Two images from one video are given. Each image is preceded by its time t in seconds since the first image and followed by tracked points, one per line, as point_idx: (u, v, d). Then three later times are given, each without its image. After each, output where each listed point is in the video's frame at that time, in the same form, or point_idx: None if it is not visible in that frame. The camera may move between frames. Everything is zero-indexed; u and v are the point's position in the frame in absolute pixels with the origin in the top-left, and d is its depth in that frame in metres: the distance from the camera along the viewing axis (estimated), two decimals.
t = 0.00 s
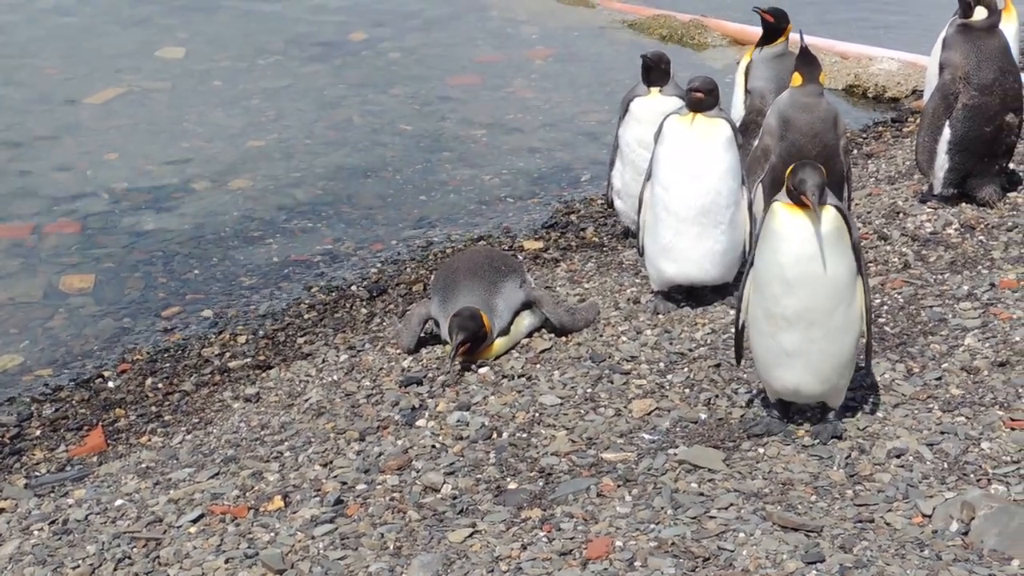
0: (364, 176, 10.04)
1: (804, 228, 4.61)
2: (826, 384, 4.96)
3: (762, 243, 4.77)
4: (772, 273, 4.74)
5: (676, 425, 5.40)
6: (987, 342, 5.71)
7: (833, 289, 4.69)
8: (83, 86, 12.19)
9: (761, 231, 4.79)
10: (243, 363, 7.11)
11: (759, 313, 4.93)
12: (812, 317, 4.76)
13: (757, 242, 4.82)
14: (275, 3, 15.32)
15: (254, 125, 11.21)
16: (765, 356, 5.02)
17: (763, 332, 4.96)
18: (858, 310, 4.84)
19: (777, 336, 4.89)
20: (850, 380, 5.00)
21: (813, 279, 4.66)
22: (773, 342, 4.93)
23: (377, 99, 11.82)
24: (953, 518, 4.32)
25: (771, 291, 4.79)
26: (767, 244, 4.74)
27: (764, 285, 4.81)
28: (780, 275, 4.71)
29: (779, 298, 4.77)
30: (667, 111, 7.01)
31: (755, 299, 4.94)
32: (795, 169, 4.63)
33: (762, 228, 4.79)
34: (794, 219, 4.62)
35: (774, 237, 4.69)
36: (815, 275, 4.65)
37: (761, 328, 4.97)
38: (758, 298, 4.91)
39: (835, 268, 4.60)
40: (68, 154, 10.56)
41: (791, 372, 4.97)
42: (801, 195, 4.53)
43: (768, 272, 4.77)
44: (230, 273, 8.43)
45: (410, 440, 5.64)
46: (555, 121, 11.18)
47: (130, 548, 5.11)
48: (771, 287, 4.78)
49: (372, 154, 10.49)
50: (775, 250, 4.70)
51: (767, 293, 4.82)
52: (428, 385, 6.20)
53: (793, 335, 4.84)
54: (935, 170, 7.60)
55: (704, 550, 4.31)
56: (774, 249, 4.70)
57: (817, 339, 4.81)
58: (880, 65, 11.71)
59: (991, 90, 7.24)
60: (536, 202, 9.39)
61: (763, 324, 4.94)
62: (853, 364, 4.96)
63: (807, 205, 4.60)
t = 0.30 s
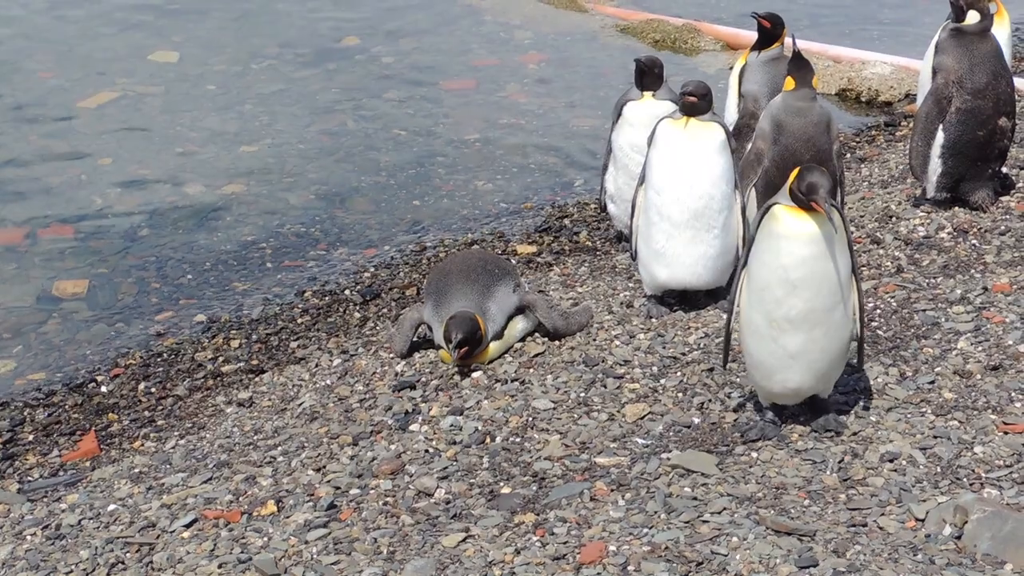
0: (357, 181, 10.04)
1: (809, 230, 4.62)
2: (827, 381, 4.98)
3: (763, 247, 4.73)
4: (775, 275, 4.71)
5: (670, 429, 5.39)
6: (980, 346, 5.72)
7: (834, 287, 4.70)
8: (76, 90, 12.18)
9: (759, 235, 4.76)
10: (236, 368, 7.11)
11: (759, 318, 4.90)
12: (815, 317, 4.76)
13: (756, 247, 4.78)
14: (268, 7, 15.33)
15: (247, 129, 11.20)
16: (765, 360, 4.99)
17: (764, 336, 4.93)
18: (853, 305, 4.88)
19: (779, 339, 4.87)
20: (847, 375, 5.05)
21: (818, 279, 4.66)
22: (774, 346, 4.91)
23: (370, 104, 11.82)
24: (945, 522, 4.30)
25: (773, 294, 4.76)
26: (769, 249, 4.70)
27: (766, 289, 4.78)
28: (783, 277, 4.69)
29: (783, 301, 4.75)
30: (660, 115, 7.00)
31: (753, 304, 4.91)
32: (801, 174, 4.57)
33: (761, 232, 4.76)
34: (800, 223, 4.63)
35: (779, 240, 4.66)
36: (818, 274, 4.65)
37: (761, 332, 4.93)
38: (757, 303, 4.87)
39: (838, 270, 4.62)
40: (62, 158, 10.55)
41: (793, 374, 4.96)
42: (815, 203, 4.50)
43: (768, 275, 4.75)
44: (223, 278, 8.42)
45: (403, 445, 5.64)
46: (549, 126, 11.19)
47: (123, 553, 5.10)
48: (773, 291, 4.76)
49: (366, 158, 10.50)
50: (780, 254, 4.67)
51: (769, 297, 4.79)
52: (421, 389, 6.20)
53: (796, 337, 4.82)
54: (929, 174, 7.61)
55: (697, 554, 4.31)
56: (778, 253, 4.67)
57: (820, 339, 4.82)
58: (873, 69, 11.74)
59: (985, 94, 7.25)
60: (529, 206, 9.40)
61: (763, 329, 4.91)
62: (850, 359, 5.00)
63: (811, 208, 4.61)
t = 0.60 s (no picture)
0: (351, 186, 10.04)
1: (825, 232, 4.62)
2: (837, 378, 5.04)
3: (777, 253, 4.70)
4: (794, 280, 4.69)
5: (664, 433, 5.39)
6: (974, 349, 5.72)
7: (849, 286, 4.74)
8: (71, 95, 12.19)
9: (771, 241, 4.73)
10: (230, 372, 7.11)
11: (774, 324, 4.88)
12: (831, 318, 4.78)
13: (769, 253, 4.74)
14: (263, 12, 15.34)
15: (242, 134, 11.21)
16: (779, 365, 4.97)
17: (779, 342, 4.90)
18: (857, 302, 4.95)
19: (796, 343, 4.86)
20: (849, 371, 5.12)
21: (836, 279, 4.68)
22: (790, 350, 4.90)
23: (365, 109, 11.83)
24: (940, 526, 4.29)
25: (792, 299, 4.75)
26: (787, 254, 4.67)
27: (784, 294, 4.75)
28: (804, 281, 4.68)
29: (802, 304, 4.74)
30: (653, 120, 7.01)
31: (767, 309, 4.87)
32: (809, 179, 4.56)
33: (772, 239, 4.72)
34: (812, 226, 4.61)
35: (796, 244, 4.64)
36: (836, 275, 4.67)
37: (776, 338, 4.91)
38: (773, 308, 4.84)
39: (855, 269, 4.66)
40: (57, 163, 10.55)
41: (808, 376, 4.97)
42: (831, 209, 4.50)
43: (785, 281, 4.72)
44: (218, 283, 8.42)
45: (397, 449, 5.63)
46: (543, 131, 11.20)
47: (118, 558, 5.10)
48: (792, 295, 4.74)
49: (361, 163, 10.50)
50: (797, 258, 4.65)
51: (787, 301, 4.77)
52: (416, 394, 6.20)
53: (813, 340, 4.83)
54: (923, 178, 7.64)
55: (692, 558, 4.31)
56: (797, 257, 4.65)
57: (835, 338, 4.85)
58: (867, 73, 11.74)
59: (979, 98, 7.24)
60: (523, 210, 9.40)
61: (779, 334, 4.88)
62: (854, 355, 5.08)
63: (822, 211, 4.60)
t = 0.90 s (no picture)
0: (347, 189, 10.04)
1: (839, 232, 4.60)
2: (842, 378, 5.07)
3: (793, 255, 4.67)
4: (810, 281, 4.67)
5: (660, 436, 5.38)
6: (970, 352, 5.71)
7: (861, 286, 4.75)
8: (67, 99, 12.19)
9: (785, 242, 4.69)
10: (226, 375, 7.11)
11: (786, 326, 4.86)
12: (843, 318, 4.79)
13: (784, 254, 4.70)
14: (259, 15, 15.34)
15: (239, 138, 11.21)
16: (788, 367, 4.97)
17: (790, 343, 4.89)
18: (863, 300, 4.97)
19: (806, 345, 4.86)
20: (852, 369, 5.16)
21: (850, 280, 4.68)
22: (800, 351, 4.90)
23: (360, 112, 11.82)
24: (937, 529, 4.27)
25: (806, 300, 4.73)
26: (804, 255, 4.64)
27: (799, 295, 4.73)
28: (820, 283, 4.66)
29: (817, 306, 4.73)
30: (649, 121, 7.02)
31: (780, 311, 4.85)
32: (822, 180, 4.55)
33: (787, 240, 4.68)
34: (828, 226, 4.59)
35: (813, 246, 4.61)
36: (850, 275, 4.67)
37: (787, 339, 4.90)
38: (785, 310, 4.82)
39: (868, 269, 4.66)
40: (54, 167, 10.55)
41: (816, 377, 4.99)
42: (847, 208, 4.50)
43: (801, 282, 4.70)
44: (213, 287, 8.42)
45: (393, 452, 5.62)
46: (540, 134, 11.19)
47: (114, 561, 5.09)
48: (806, 297, 4.72)
49: (357, 166, 10.50)
50: (814, 259, 4.62)
51: (801, 303, 4.75)
52: (412, 397, 6.20)
53: (824, 341, 4.84)
54: (919, 181, 7.62)
55: (688, 561, 4.30)
56: (814, 259, 4.62)
57: (844, 339, 4.88)
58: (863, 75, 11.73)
59: (975, 100, 7.25)
60: (519, 212, 9.40)
61: (791, 335, 4.87)
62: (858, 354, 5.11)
63: (838, 211, 4.58)
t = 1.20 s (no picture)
0: (346, 192, 10.04)
1: (836, 235, 4.62)
2: (836, 380, 5.09)
3: (790, 257, 4.67)
4: (807, 283, 4.68)
5: (659, 439, 5.37)
6: (970, 355, 5.70)
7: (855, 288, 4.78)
8: (67, 100, 12.20)
9: (781, 245, 4.70)
10: (225, 378, 7.11)
11: (782, 329, 4.86)
12: (838, 320, 4.81)
13: (781, 256, 4.70)
14: (259, 17, 15.35)
15: (238, 140, 11.21)
16: (783, 370, 4.96)
17: (785, 346, 4.89)
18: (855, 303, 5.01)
19: (802, 347, 4.87)
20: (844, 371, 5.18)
21: (845, 282, 4.71)
22: (795, 354, 4.90)
23: (359, 114, 11.82)
24: (936, 532, 4.26)
25: (803, 302, 4.74)
26: (801, 257, 4.65)
27: (796, 298, 4.74)
28: (816, 285, 4.67)
29: (813, 308, 4.74)
30: (648, 123, 7.03)
31: (776, 313, 4.84)
32: (821, 183, 4.56)
33: (784, 242, 4.68)
34: (825, 229, 4.61)
35: (811, 248, 4.62)
36: (847, 277, 4.69)
37: (782, 342, 4.89)
38: (781, 313, 4.82)
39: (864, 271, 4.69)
40: (54, 169, 10.56)
41: (811, 379, 4.99)
42: (844, 212, 4.53)
43: (798, 285, 4.71)
44: (213, 290, 8.42)
45: (392, 455, 5.62)
46: (539, 136, 11.19)
47: (112, 564, 5.09)
48: (803, 299, 4.73)
49: (356, 169, 10.50)
50: (811, 262, 4.64)
51: (798, 305, 4.75)
52: (410, 399, 6.20)
53: (819, 343, 4.85)
54: (918, 183, 7.60)
55: (688, 564, 4.29)
56: (811, 261, 4.64)
57: (839, 341, 4.90)
58: (863, 77, 11.72)
59: (974, 102, 7.24)
60: (518, 214, 9.39)
61: (786, 338, 4.87)
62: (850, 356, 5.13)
63: (836, 215, 4.59)
